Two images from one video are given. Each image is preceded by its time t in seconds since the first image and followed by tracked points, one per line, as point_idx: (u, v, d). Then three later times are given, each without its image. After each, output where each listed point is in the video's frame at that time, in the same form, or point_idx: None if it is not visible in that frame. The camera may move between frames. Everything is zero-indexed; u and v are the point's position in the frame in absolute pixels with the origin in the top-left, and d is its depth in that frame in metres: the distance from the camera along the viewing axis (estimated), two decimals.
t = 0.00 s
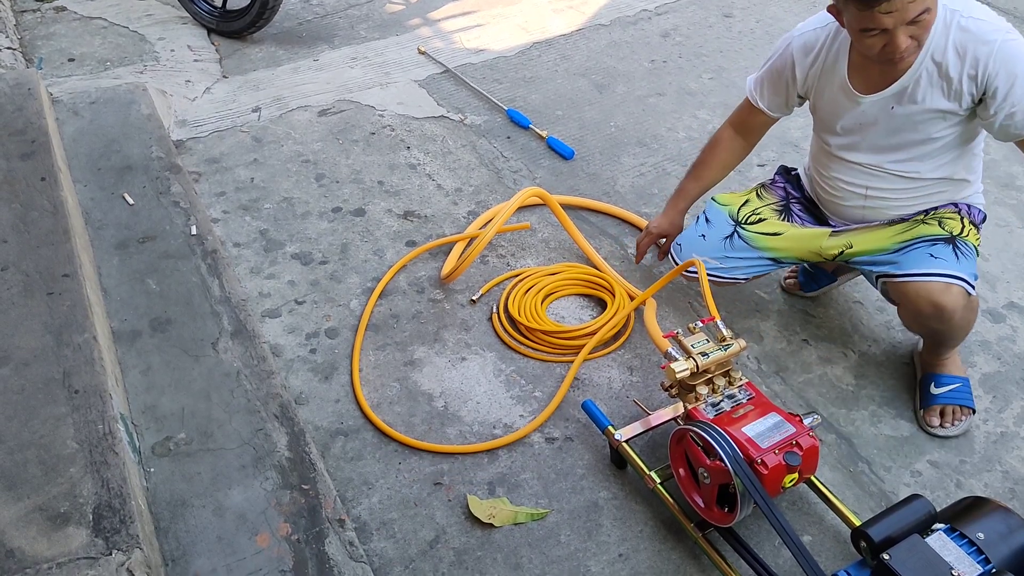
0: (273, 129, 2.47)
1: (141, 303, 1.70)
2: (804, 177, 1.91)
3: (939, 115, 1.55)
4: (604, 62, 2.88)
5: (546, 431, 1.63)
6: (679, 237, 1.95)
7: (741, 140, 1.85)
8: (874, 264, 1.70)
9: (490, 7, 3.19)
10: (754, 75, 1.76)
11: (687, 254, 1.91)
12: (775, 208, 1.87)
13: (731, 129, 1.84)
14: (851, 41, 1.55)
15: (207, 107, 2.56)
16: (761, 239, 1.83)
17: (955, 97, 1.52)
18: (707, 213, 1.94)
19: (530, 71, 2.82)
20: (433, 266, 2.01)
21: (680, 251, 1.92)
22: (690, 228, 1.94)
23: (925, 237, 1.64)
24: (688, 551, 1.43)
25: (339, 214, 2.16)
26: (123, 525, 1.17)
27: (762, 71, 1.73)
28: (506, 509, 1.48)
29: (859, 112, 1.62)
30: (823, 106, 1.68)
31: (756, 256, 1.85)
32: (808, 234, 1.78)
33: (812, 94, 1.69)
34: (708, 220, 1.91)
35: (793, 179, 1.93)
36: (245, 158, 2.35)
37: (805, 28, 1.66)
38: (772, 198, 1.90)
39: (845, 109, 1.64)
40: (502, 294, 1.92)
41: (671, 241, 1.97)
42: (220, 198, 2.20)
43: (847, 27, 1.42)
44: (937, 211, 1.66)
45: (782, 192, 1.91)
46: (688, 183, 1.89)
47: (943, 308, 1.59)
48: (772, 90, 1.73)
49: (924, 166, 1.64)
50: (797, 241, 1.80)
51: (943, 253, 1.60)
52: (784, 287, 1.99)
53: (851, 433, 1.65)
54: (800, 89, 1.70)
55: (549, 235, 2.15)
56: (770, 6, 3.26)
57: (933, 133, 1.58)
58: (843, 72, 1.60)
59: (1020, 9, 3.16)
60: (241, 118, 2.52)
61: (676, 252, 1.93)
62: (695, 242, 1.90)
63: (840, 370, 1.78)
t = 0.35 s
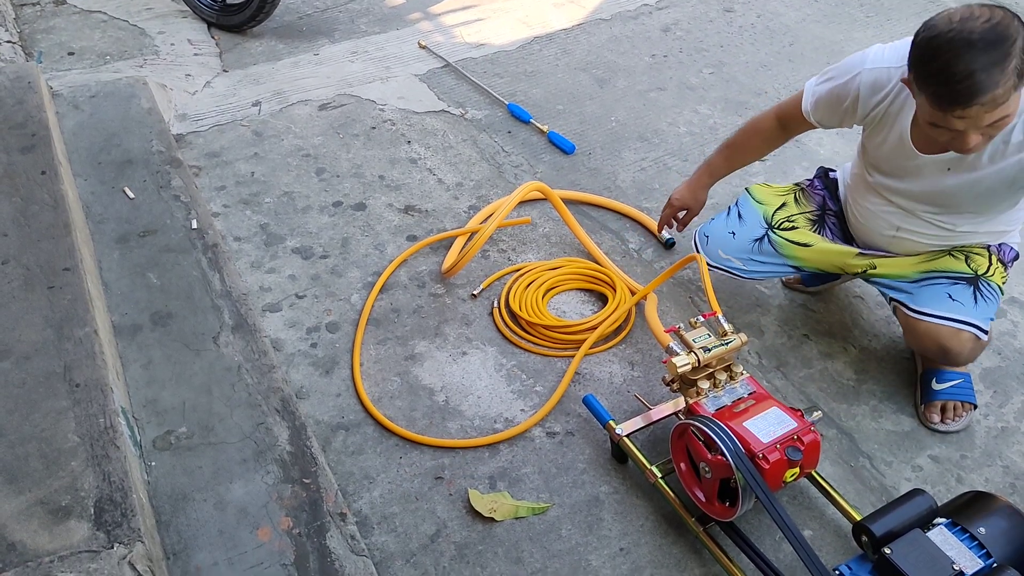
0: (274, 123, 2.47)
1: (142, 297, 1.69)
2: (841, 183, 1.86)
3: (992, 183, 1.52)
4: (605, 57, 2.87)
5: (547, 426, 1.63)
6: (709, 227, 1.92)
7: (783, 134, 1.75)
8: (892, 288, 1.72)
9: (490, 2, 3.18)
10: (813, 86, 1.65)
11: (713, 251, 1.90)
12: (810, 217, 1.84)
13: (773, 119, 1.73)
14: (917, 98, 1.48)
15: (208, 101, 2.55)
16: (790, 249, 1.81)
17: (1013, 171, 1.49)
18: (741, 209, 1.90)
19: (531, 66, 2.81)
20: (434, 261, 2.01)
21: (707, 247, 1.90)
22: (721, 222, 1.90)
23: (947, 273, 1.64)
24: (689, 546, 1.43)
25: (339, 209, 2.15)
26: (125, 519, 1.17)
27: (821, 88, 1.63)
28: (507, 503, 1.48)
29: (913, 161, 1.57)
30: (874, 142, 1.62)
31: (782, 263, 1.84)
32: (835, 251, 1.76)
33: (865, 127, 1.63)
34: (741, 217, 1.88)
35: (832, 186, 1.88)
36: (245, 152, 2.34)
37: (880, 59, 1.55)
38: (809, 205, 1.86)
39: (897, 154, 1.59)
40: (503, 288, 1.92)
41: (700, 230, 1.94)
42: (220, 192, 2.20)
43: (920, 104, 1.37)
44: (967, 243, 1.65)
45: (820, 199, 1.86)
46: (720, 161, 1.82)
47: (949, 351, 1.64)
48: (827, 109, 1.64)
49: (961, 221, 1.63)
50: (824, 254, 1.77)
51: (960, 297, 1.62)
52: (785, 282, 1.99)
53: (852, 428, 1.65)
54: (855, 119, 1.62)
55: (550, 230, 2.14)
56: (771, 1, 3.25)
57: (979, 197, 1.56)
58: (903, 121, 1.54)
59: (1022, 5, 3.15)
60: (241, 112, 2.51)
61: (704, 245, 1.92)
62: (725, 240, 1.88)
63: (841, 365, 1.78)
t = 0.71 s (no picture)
0: (271, 126, 2.47)
1: (139, 300, 1.69)
2: (884, 185, 1.80)
3: None
4: (601, 57, 2.88)
5: (545, 427, 1.63)
6: (750, 220, 1.89)
7: (850, 137, 1.72)
8: (909, 308, 1.68)
9: (486, 3, 3.18)
10: (872, 106, 1.60)
11: (752, 248, 1.87)
12: (851, 221, 1.80)
13: (841, 124, 1.71)
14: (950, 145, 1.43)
15: (205, 104, 2.56)
16: (827, 253, 1.78)
17: None
18: (784, 206, 1.86)
19: (528, 67, 2.81)
20: (432, 262, 2.01)
21: (745, 243, 1.87)
22: (763, 219, 1.87)
23: (967, 309, 1.61)
24: (688, 546, 1.43)
25: (337, 211, 2.16)
26: (123, 523, 1.17)
27: (876, 112, 1.58)
28: (506, 504, 1.48)
29: (948, 202, 1.52)
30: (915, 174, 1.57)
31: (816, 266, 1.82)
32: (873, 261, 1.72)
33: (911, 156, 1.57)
34: (785, 215, 1.85)
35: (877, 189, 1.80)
36: (242, 155, 2.34)
37: (933, 97, 1.48)
38: (852, 209, 1.80)
39: (933, 190, 1.54)
40: (501, 290, 1.92)
41: (739, 222, 1.90)
42: (217, 194, 2.20)
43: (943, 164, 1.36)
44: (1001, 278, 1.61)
45: (863, 204, 1.80)
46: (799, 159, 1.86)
47: (942, 387, 1.62)
48: (881, 133, 1.60)
49: (995, 264, 1.57)
50: (861, 263, 1.75)
51: (971, 339, 1.58)
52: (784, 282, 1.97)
53: (850, 428, 1.65)
54: (903, 151, 1.58)
55: (547, 231, 2.14)
56: (766, 1, 3.26)
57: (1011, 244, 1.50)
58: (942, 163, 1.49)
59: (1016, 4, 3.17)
60: (238, 115, 2.51)
61: (741, 240, 1.88)
62: (765, 239, 1.85)
63: (838, 365, 1.79)
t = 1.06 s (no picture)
0: (264, 125, 2.46)
1: (134, 300, 1.69)
2: (877, 158, 1.78)
3: None
4: (594, 53, 2.88)
5: (542, 422, 1.64)
6: (754, 226, 1.87)
7: (823, 107, 1.65)
8: (932, 275, 1.70)
9: None
10: (860, 77, 1.54)
11: (765, 251, 1.85)
12: (851, 201, 1.79)
13: (814, 94, 1.63)
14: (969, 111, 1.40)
15: (197, 104, 2.55)
16: (840, 239, 1.79)
17: None
18: (784, 204, 1.86)
19: (521, 63, 2.81)
20: (426, 259, 2.01)
21: (757, 248, 1.85)
22: (768, 222, 1.85)
23: (992, 268, 1.61)
24: (685, 539, 1.44)
25: (331, 209, 2.15)
26: (120, 523, 1.17)
27: (868, 82, 1.53)
28: (503, 500, 1.48)
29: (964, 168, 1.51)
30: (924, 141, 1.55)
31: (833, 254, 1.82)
32: (884, 235, 1.74)
33: (916, 124, 1.54)
34: (788, 212, 1.84)
35: (869, 162, 1.79)
36: (235, 154, 2.34)
37: (942, 63, 1.44)
38: (850, 189, 1.81)
39: (947, 157, 1.53)
40: (496, 286, 1.92)
41: (744, 230, 1.88)
42: (210, 194, 2.19)
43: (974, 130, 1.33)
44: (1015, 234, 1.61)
45: (860, 182, 1.80)
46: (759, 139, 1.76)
47: (979, 349, 1.63)
48: (874, 105, 1.55)
49: (1008, 226, 1.57)
50: (875, 239, 1.76)
51: (1002, 297, 1.60)
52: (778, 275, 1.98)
53: (846, 420, 1.65)
54: (904, 117, 1.54)
55: (541, 227, 2.14)
56: None
57: None
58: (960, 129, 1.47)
59: None
60: (230, 114, 2.51)
61: (751, 246, 1.86)
62: (776, 239, 1.83)
63: (833, 357, 1.79)
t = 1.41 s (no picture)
0: (262, 118, 2.46)
1: (134, 295, 1.69)
2: (948, 63, 1.52)
3: None
4: (593, 44, 2.87)
5: (542, 414, 1.64)
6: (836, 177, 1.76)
7: None
8: None
9: None
10: None
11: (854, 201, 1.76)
12: (926, 122, 1.56)
13: None
14: None
15: (196, 98, 2.54)
16: (929, 166, 1.61)
17: None
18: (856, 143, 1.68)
19: (520, 55, 2.80)
20: (426, 252, 2.01)
21: (845, 202, 1.77)
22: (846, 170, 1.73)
23: None
24: (685, 530, 1.44)
25: (331, 203, 2.15)
26: (122, 517, 1.18)
27: None
28: (504, 492, 1.49)
29: None
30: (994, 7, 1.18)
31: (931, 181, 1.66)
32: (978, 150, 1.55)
33: None
34: (864, 153, 1.67)
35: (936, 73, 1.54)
36: (234, 148, 2.33)
37: None
38: (919, 110, 1.57)
39: None
40: (496, 279, 1.92)
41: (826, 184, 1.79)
42: (210, 188, 2.19)
43: None
44: None
45: (930, 97, 1.55)
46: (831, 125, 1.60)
47: None
48: None
49: None
50: (969, 156, 1.57)
51: None
52: (778, 266, 1.98)
53: (846, 411, 1.65)
54: None
55: (541, 219, 2.14)
56: None
57: None
58: None
59: None
60: (229, 108, 2.50)
61: (841, 198, 1.78)
62: (861, 185, 1.71)
63: (834, 348, 1.79)
